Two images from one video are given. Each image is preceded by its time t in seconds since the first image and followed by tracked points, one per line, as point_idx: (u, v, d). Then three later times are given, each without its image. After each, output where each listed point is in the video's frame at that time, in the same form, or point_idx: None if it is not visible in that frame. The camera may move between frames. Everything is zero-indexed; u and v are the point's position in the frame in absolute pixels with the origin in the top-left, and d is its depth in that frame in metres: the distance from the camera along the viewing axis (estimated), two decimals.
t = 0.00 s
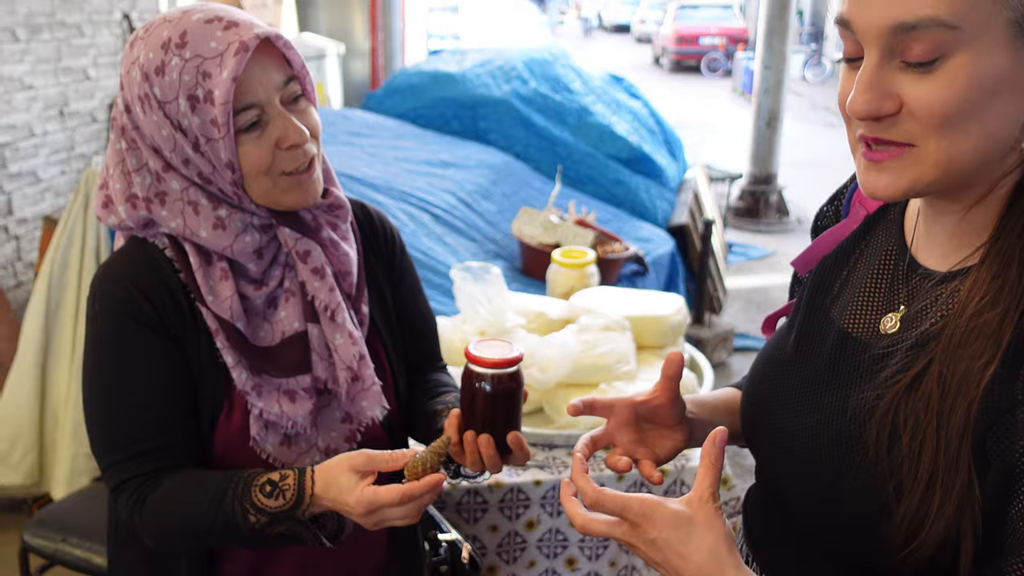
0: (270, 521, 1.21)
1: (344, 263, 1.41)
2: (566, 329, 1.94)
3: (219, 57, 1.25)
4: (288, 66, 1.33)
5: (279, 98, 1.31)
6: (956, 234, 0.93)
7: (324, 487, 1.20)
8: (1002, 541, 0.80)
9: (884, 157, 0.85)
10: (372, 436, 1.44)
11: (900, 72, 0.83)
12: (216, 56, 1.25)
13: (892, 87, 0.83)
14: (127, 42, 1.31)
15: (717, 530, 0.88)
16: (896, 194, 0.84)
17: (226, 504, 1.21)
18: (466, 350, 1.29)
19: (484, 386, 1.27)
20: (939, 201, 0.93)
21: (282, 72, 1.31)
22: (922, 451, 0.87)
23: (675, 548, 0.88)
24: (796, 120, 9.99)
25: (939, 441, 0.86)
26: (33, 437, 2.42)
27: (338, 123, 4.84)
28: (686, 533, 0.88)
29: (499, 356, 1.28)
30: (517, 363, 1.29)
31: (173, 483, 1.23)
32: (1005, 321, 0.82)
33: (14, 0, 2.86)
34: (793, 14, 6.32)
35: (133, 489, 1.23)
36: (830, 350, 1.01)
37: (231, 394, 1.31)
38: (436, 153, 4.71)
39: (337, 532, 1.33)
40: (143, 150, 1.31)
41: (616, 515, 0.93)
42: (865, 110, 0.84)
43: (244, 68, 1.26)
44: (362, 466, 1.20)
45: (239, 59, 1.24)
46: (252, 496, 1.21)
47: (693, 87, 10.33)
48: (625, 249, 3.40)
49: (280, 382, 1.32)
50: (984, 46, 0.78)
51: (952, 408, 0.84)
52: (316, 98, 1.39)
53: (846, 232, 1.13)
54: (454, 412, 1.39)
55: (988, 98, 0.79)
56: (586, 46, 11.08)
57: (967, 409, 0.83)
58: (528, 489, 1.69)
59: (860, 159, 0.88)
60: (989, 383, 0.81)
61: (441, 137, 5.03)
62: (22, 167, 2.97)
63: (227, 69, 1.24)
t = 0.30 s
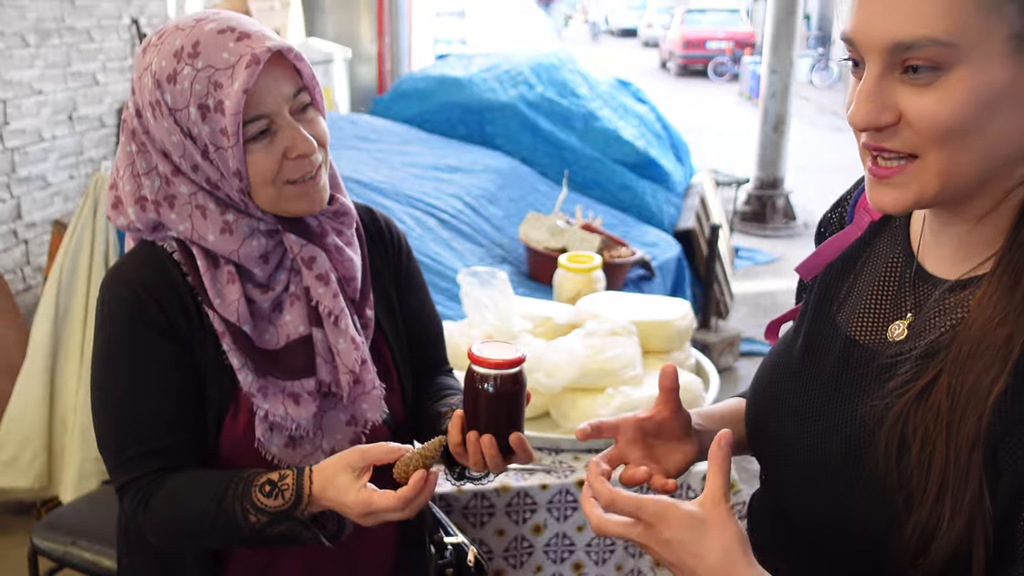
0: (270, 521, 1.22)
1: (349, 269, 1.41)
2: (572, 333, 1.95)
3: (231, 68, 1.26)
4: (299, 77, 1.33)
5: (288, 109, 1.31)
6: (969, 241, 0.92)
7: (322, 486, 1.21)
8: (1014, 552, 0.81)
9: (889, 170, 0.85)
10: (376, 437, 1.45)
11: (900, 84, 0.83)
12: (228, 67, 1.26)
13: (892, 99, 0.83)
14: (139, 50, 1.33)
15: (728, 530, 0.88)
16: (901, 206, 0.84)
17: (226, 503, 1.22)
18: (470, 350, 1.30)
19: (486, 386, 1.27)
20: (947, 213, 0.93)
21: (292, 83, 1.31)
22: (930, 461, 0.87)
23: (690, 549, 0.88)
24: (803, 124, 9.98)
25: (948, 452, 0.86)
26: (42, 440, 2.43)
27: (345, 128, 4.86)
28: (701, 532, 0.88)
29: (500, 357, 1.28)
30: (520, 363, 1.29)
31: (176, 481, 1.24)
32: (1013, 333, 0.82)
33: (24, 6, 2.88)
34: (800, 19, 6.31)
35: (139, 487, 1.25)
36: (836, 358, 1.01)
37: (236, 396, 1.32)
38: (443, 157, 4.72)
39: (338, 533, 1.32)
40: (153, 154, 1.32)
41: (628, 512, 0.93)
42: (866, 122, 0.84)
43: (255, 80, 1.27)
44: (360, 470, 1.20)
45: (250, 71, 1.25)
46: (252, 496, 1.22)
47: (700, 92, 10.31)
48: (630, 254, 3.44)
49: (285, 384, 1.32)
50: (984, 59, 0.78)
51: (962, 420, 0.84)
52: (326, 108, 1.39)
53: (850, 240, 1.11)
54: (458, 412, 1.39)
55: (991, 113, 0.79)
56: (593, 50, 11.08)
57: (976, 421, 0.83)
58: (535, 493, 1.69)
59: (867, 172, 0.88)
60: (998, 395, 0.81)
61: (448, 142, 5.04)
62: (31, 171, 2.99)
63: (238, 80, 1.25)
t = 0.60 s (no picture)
0: (267, 530, 1.22)
1: (348, 279, 1.41)
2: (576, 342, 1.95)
3: (235, 91, 1.26)
4: (304, 99, 1.33)
5: (290, 131, 1.31)
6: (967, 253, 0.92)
7: (318, 500, 1.20)
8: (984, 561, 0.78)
9: (878, 188, 0.85)
10: (377, 444, 1.45)
11: (883, 105, 0.83)
12: (232, 89, 1.26)
13: (876, 118, 0.83)
14: (151, 50, 1.34)
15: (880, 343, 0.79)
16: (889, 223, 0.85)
17: (224, 512, 1.22)
18: (471, 362, 1.30)
19: (487, 398, 1.28)
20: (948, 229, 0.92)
21: (298, 106, 1.31)
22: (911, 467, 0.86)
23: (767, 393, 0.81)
24: (807, 131, 9.99)
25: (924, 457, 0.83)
26: (46, 446, 2.43)
27: (349, 135, 4.87)
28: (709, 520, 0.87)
29: (501, 369, 1.28)
30: (521, 376, 1.29)
31: (176, 488, 1.24)
32: (991, 336, 0.80)
33: (30, 14, 2.89)
34: (803, 27, 6.32)
35: (139, 493, 1.25)
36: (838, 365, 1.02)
37: (237, 403, 1.32)
38: (446, 165, 4.73)
39: (333, 543, 1.34)
40: (156, 156, 1.33)
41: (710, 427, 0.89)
42: (853, 140, 0.85)
43: (258, 105, 1.27)
44: (356, 489, 1.20)
45: (254, 98, 1.25)
46: (249, 506, 1.22)
47: (704, 100, 10.33)
48: (634, 261, 3.44)
49: (285, 393, 1.33)
50: (971, 78, 0.77)
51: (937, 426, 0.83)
52: (331, 130, 1.39)
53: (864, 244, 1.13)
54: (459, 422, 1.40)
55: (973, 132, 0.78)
56: (597, 57, 11.10)
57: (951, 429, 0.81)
58: (538, 501, 1.69)
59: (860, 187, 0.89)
60: (971, 396, 0.79)
61: (451, 150, 5.05)
62: (36, 179, 2.99)
63: (240, 105, 1.25)
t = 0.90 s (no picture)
0: (265, 535, 1.21)
1: (343, 289, 1.41)
2: (578, 348, 1.96)
3: (230, 115, 1.26)
4: (303, 122, 1.32)
5: (286, 154, 1.30)
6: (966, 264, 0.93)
7: (315, 503, 1.21)
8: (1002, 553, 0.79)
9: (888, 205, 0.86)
10: (375, 451, 1.44)
11: (903, 121, 0.83)
12: (228, 112, 1.26)
13: (893, 134, 0.83)
14: (164, 48, 1.34)
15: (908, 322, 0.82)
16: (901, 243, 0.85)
17: (222, 517, 1.21)
18: (466, 368, 1.31)
19: (484, 403, 1.28)
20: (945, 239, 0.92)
21: (295, 130, 1.31)
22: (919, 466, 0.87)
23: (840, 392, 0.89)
24: (807, 139, 10.01)
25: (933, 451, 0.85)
26: (47, 453, 2.43)
27: (351, 142, 4.88)
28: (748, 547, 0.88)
29: (498, 375, 1.29)
30: (515, 382, 1.30)
31: (174, 493, 1.24)
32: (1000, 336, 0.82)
33: (33, 22, 2.90)
34: (803, 35, 6.34)
35: (137, 498, 1.25)
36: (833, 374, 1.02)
37: (235, 409, 1.32)
38: (447, 172, 4.73)
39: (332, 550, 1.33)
40: (157, 158, 1.34)
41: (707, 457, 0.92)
42: (869, 157, 0.85)
43: (251, 132, 1.26)
44: (355, 488, 1.20)
45: (247, 125, 1.25)
46: (247, 511, 1.21)
47: (704, 107, 10.34)
48: (635, 269, 3.44)
49: (282, 399, 1.33)
50: (986, 98, 0.78)
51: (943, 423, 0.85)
52: (332, 151, 1.38)
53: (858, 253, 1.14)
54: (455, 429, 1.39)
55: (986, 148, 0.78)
56: (596, 63, 11.11)
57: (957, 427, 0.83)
58: (540, 509, 1.69)
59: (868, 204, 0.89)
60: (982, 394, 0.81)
61: (452, 157, 5.06)
62: (38, 186, 3.00)
63: (233, 131, 1.25)
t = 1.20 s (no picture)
0: (262, 541, 1.21)
1: (341, 294, 1.40)
2: (577, 353, 1.96)
3: (228, 123, 1.26)
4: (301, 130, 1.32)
5: (283, 161, 1.30)
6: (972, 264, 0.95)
7: (313, 507, 1.20)
8: None
9: (949, 185, 0.85)
10: (374, 457, 1.44)
11: (973, 98, 0.84)
12: (225, 120, 1.26)
13: (963, 112, 0.84)
14: (163, 53, 1.35)
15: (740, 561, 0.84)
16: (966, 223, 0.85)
17: (219, 523, 1.21)
18: (465, 375, 1.31)
19: (482, 409, 1.28)
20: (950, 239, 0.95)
21: (292, 138, 1.31)
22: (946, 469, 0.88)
23: None
24: (805, 144, 10.03)
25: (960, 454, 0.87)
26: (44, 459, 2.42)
27: (349, 147, 4.88)
28: None
29: (496, 381, 1.29)
30: (514, 388, 1.30)
31: (172, 499, 1.24)
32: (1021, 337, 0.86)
33: (31, 27, 2.90)
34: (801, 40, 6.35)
35: (134, 504, 1.24)
36: (834, 382, 1.02)
37: (233, 414, 1.31)
38: (445, 177, 4.74)
39: (330, 557, 1.29)
40: (155, 162, 1.34)
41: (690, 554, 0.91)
42: (939, 134, 0.84)
43: (248, 140, 1.26)
44: (354, 492, 1.20)
45: (243, 134, 1.25)
46: (244, 516, 1.21)
47: (702, 113, 10.37)
48: (633, 274, 3.45)
49: (280, 405, 1.32)
50: None
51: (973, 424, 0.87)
52: (330, 159, 1.38)
53: (842, 260, 1.12)
54: (454, 434, 1.38)
55: None
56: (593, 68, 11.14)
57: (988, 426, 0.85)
58: (538, 515, 1.69)
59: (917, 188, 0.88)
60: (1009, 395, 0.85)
61: (450, 162, 5.06)
62: (36, 192, 2.99)
63: (230, 140, 1.25)
